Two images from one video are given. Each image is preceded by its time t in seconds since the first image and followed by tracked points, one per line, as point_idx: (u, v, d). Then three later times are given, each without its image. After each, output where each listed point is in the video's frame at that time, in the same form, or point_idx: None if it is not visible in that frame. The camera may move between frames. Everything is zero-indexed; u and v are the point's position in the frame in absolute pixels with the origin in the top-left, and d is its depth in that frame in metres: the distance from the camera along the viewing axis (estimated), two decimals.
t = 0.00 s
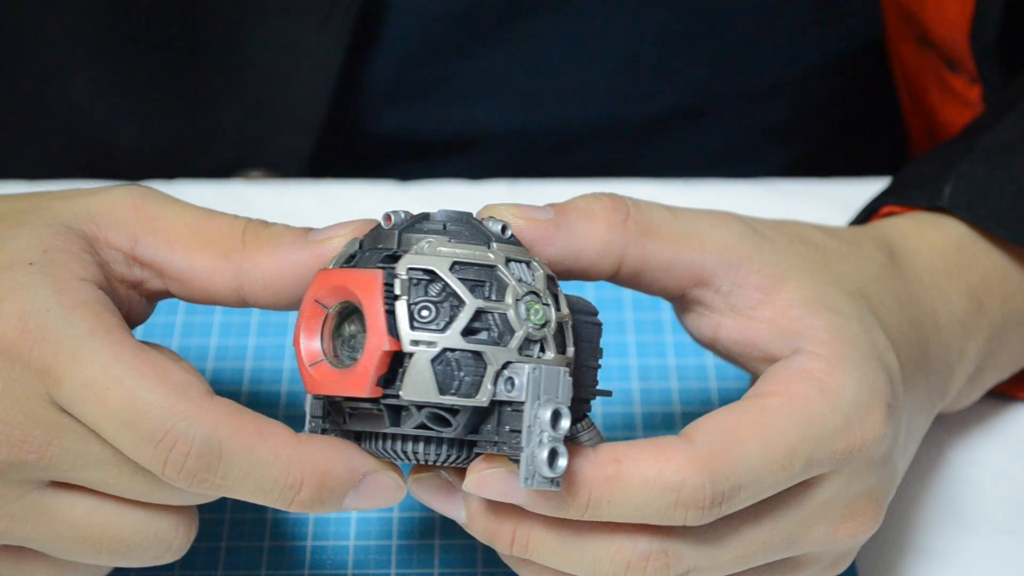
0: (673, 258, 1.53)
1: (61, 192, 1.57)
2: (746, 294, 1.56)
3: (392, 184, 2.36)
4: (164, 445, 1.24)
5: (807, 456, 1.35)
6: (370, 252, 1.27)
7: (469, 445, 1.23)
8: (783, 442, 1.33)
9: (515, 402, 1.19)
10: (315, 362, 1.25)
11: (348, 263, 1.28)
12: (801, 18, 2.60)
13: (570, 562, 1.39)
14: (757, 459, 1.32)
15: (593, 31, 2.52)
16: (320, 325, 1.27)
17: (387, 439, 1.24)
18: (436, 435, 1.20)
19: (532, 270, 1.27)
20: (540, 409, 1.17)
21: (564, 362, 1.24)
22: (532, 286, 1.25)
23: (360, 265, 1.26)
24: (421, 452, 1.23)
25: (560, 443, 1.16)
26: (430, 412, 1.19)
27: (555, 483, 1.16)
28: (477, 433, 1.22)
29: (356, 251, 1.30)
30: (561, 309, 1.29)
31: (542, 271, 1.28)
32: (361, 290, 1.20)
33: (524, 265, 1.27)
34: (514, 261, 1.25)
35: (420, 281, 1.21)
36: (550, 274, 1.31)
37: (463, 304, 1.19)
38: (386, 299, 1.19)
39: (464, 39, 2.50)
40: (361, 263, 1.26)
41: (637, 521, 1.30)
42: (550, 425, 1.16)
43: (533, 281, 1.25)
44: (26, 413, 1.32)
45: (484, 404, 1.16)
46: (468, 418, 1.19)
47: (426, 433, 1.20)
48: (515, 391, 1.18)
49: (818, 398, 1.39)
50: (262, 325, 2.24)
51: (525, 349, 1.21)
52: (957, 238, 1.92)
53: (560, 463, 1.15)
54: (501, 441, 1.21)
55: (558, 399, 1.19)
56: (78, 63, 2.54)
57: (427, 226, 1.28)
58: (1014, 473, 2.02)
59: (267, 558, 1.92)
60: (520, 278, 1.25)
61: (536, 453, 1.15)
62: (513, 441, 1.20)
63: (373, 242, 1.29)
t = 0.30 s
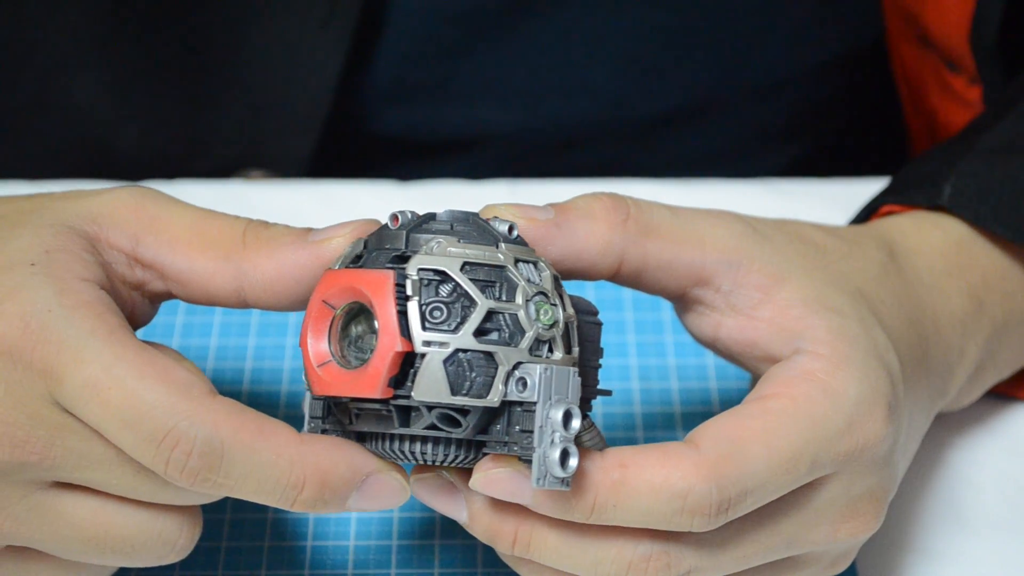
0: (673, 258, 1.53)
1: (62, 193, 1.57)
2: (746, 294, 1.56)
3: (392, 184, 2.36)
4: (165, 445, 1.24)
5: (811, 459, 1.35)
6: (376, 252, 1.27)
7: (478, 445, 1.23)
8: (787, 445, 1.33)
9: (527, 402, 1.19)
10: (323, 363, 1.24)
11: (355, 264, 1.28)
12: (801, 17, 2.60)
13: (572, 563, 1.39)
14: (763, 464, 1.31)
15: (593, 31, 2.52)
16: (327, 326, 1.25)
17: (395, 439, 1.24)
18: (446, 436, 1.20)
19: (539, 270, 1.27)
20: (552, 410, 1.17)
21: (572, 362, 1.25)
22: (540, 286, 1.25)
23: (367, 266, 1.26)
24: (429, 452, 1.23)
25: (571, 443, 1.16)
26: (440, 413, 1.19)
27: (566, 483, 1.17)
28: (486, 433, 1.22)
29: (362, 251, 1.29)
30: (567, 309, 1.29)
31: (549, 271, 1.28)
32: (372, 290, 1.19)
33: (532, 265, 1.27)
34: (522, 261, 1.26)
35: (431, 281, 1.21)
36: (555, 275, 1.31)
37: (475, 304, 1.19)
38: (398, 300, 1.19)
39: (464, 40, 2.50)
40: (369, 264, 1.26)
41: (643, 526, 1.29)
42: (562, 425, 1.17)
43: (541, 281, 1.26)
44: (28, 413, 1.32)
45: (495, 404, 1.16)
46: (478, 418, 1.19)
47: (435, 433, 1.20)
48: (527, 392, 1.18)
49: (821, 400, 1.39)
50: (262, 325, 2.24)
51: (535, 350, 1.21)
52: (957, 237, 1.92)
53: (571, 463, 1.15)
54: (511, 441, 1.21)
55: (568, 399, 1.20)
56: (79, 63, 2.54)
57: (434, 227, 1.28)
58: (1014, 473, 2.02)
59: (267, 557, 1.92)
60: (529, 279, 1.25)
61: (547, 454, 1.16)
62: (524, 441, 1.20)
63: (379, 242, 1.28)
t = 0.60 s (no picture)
0: (672, 257, 1.53)
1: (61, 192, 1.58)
2: (744, 293, 1.56)
3: (392, 184, 2.36)
4: (161, 442, 1.23)
5: (812, 458, 1.35)
6: (375, 251, 1.27)
7: (478, 442, 1.24)
8: (788, 444, 1.33)
9: (526, 399, 1.19)
10: (322, 363, 1.24)
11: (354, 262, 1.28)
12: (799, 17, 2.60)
13: (572, 562, 1.39)
14: (763, 463, 1.31)
15: (592, 32, 2.54)
16: (326, 325, 1.26)
17: (393, 439, 1.23)
18: (446, 433, 1.20)
19: (537, 268, 1.28)
20: (551, 406, 1.18)
21: (571, 359, 1.25)
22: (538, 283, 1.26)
23: (366, 265, 1.26)
24: (429, 450, 1.23)
25: (571, 440, 1.17)
26: (440, 410, 1.19)
27: (565, 479, 1.18)
28: (486, 431, 1.22)
29: (361, 250, 1.29)
30: (566, 306, 1.30)
31: (547, 268, 1.28)
32: (371, 289, 1.19)
33: (530, 263, 1.27)
34: (520, 259, 1.26)
35: (429, 279, 1.21)
36: (553, 272, 1.31)
37: (474, 301, 1.19)
38: (397, 297, 1.19)
39: (464, 40, 2.50)
40: (368, 262, 1.26)
41: (643, 525, 1.30)
42: (561, 421, 1.18)
43: (540, 279, 1.26)
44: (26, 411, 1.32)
45: (495, 401, 1.17)
46: (477, 415, 1.19)
47: (435, 431, 1.20)
48: (526, 388, 1.18)
49: (821, 398, 1.39)
50: (262, 324, 2.25)
51: (534, 347, 1.22)
52: (954, 237, 1.93)
53: (571, 460, 1.17)
54: (511, 438, 1.21)
55: (567, 396, 1.20)
56: (78, 62, 2.54)
57: (432, 225, 1.28)
58: (1013, 473, 2.02)
59: (268, 558, 1.92)
60: (527, 276, 1.25)
61: (547, 450, 1.17)
62: (524, 438, 1.20)
63: (377, 240, 1.29)
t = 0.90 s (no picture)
0: (663, 257, 1.55)
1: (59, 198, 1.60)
2: (736, 292, 1.57)
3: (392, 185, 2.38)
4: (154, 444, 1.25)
5: (806, 451, 1.36)
6: (363, 253, 1.29)
7: (470, 441, 1.25)
8: (782, 438, 1.34)
9: (515, 395, 1.20)
10: (312, 365, 1.26)
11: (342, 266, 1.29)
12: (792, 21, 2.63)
13: (567, 561, 1.40)
14: (756, 457, 1.32)
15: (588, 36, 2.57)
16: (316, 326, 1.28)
17: (386, 439, 1.25)
18: (437, 432, 1.21)
19: (525, 267, 1.29)
20: (540, 402, 1.19)
21: (560, 355, 1.27)
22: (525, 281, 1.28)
23: (354, 266, 1.27)
24: (422, 449, 1.24)
25: (561, 435, 1.18)
26: (430, 409, 1.20)
27: (556, 475, 1.19)
28: (477, 429, 1.24)
29: (350, 253, 1.31)
30: (555, 305, 1.31)
31: (534, 267, 1.30)
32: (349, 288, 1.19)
33: (517, 261, 1.29)
34: (506, 257, 1.28)
35: (416, 279, 1.22)
36: (541, 271, 1.33)
37: (461, 300, 1.21)
38: (384, 296, 1.20)
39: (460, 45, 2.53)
40: (356, 265, 1.27)
41: (637, 520, 1.31)
42: (551, 416, 1.19)
43: (527, 277, 1.28)
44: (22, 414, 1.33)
45: (483, 398, 1.18)
46: (467, 414, 1.20)
47: (426, 430, 1.21)
48: (515, 385, 1.19)
49: (813, 393, 1.40)
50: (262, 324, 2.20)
51: (522, 344, 1.23)
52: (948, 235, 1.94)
53: (561, 455, 1.18)
54: (501, 435, 1.22)
55: (557, 392, 1.21)
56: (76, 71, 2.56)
57: (419, 226, 1.30)
58: (1009, 471, 2.03)
59: (266, 557, 1.84)
60: (515, 274, 1.27)
61: (537, 446, 1.18)
62: (514, 435, 1.21)
63: (366, 243, 1.30)
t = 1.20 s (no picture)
0: (662, 256, 1.55)
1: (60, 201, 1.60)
2: (736, 290, 1.57)
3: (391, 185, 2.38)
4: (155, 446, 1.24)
5: (807, 447, 1.36)
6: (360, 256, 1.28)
7: (471, 442, 1.26)
8: (783, 433, 1.34)
9: (515, 395, 1.21)
10: (309, 368, 1.25)
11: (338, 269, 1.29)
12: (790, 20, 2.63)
13: (570, 561, 1.40)
14: (757, 453, 1.32)
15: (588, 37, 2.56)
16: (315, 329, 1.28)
17: (388, 441, 1.25)
18: (438, 434, 1.22)
19: (522, 267, 1.29)
20: (539, 402, 1.19)
21: (560, 355, 1.27)
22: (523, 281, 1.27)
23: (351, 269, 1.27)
24: (424, 451, 1.25)
25: (561, 434, 1.17)
26: (430, 411, 1.20)
27: (557, 474, 1.18)
28: (478, 430, 1.24)
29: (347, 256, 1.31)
30: (554, 304, 1.31)
31: (532, 267, 1.30)
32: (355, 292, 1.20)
33: (515, 262, 1.29)
34: (503, 258, 1.28)
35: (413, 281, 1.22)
36: (539, 271, 1.32)
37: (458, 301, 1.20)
38: (381, 298, 1.19)
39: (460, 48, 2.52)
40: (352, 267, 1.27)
41: (638, 517, 1.31)
42: (550, 416, 1.18)
43: (525, 277, 1.28)
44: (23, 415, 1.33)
45: (483, 399, 1.19)
46: (467, 415, 1.20)
47: (426, 431, 1.21)
48: (514, 385, 1.20)
49: (814, 388, 1.40)
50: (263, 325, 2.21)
51: (521, 344, 1.23)
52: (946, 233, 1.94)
53: (561, 455, 1.17)
54: (501, 436, 1.23)
55: (556, 392, 1.21)
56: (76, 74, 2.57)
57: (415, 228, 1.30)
58: (1009, 470, 2.03)
59: (266, 559, 1.84)
60: (512, 275, 1.27)
61: (537, 445, 1.17)
62: (514, 435, 1.21)
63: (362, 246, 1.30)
